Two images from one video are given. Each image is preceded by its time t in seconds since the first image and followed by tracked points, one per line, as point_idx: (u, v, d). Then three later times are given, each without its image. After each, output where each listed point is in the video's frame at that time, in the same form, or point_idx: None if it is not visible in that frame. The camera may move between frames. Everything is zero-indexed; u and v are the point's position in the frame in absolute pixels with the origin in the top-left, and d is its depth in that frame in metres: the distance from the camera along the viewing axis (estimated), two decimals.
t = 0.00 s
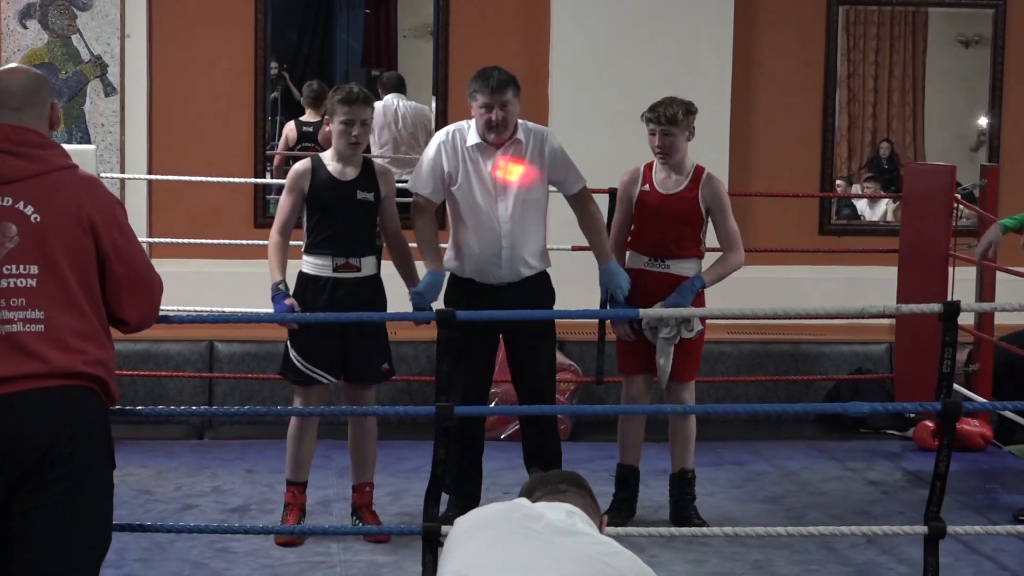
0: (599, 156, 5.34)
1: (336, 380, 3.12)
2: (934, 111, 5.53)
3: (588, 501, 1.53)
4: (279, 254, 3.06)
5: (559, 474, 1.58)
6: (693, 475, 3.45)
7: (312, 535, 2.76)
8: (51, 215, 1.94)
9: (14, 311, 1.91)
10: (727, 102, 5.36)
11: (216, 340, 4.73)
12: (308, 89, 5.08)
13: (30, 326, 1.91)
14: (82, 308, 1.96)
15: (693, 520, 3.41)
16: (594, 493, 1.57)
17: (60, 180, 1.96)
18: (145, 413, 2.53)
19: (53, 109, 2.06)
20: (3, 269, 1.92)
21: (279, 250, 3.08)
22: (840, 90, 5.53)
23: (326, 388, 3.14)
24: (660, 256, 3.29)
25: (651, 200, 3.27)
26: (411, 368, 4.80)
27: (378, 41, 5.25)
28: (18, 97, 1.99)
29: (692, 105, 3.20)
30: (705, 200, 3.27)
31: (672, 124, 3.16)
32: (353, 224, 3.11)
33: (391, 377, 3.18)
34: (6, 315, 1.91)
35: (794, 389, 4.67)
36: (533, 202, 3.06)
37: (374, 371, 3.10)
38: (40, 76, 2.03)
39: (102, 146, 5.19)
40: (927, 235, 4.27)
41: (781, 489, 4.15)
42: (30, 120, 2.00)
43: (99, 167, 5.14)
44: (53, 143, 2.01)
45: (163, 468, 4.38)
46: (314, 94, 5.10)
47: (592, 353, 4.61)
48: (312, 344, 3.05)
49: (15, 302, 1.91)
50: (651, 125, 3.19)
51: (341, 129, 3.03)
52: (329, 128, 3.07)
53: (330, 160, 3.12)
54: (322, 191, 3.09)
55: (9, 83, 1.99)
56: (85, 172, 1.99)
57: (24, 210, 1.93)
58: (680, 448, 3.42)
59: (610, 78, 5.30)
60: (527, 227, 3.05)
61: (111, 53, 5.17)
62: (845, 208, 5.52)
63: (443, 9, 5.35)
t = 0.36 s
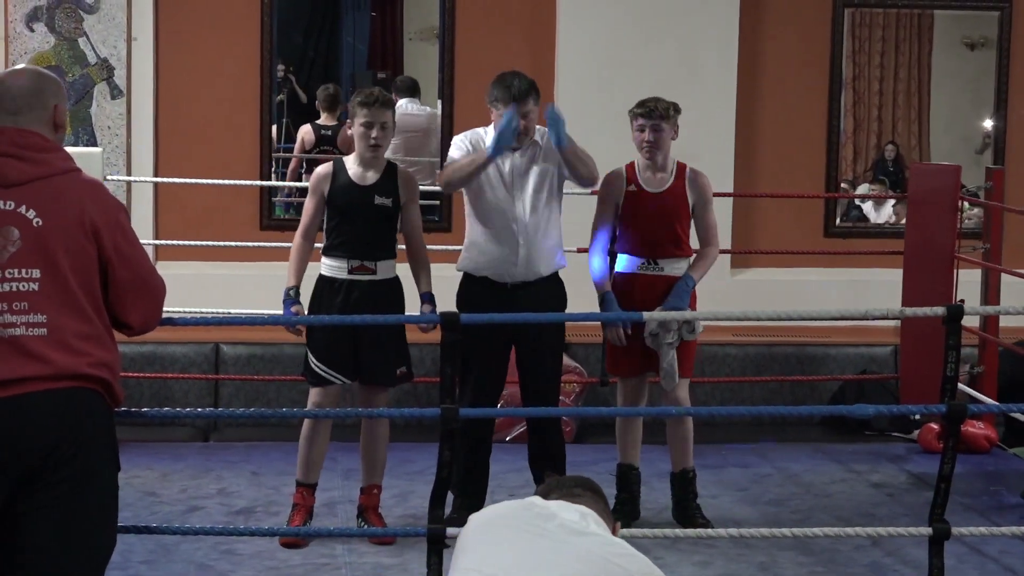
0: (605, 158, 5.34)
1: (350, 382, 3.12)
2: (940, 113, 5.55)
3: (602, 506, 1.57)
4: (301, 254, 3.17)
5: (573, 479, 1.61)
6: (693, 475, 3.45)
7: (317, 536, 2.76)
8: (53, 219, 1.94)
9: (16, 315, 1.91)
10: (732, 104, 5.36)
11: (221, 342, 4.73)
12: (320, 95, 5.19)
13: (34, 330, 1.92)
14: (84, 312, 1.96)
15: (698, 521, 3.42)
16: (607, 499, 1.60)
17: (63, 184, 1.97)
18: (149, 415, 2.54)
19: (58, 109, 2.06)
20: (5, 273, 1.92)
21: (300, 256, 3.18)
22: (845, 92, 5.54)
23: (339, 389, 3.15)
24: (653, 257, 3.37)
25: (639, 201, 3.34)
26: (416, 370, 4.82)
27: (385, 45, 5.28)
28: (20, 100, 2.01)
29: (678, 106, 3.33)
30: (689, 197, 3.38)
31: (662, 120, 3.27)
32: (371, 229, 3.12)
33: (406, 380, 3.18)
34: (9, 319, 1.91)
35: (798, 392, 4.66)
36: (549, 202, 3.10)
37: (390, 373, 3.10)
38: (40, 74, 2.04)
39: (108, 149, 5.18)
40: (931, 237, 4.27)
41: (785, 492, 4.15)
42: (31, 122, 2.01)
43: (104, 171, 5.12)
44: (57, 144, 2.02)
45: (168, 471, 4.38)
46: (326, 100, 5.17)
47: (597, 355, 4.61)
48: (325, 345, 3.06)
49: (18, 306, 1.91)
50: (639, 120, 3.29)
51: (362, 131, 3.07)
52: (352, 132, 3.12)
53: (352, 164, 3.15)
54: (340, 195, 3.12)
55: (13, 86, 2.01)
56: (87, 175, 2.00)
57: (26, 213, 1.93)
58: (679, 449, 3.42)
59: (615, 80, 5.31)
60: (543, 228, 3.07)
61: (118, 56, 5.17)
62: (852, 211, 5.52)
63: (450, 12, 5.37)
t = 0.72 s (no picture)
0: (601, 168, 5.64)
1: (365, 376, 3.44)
2: (908, 126, 5.96)
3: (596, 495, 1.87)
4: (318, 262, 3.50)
5: (575, 471, 1.91)
6: (669, 464, 3.82)
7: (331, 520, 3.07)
8: (78, 225, 2.04)
9: (46, 316, 2.04)
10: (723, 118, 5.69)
11: (239, 340, 5.07)
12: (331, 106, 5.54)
13: (62, 329, 2.04)
14: (109, 311, 2.08)
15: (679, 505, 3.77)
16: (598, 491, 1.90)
17: (88, 190, 2.07)
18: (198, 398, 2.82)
19: (92, 113, 2.18)
20: (36, 276, 2.04)
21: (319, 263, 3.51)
22: (821, 108, 5.92)
23: (355, 381, 3.47)
24: (647, 259, 3.65)
25: (635, 205, 3.62)
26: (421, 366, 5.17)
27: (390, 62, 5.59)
28: (54, 104, 2.14)
29: (671, 117, 3.61)
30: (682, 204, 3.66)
31: (657, 132, 3.55)
32: (378, 235, 3.43)
33: (415, 373, 3.50)
34: (40, 318, 2.04)
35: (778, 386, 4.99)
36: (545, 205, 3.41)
37: (398, 367, 3.42)
38: (76, 79, 2.17)
39: (134, 159, 5.58)
40: (901, 241, 4.60)
41: (763, 478, 4.48)
42: (65, 125, 2.14)
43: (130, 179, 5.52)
44: (86, 148, 2.13)
45: (190, 460, 4.71)
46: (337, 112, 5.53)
47: (590, 353, 4.95)
48: (340, 341, 3.38)
49: (47, 307, 2.04)
50: (637, 133, 3.58)
51: (372, 143, 3.35)
52: (359, 144, 3.40)
53: (359, 176, 3.45)
54: (350, 206, 3.42)
55: (47, 91, 2.14)
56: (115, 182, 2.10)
57: (55, 220, 2.04)
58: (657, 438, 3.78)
59: (603, 98, 5.61)
60: (539, 233, 3.39)
61: (142, 73, 5.54)
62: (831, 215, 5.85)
63: (453, 31, 5.71)
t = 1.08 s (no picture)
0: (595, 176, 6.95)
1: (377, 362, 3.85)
2: (869, 140, 7.36)
3: (586, 470, 2.10)
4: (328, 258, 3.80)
5: (570, 449, 2.13)
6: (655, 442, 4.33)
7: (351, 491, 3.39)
8: (125, 240, 2.19)
9: (97, 318, 2.21)
10: (688, 136, 7.01)
11: (270, 332, 5.71)
12: (348, 126, 6.74)
13: (112, 329, 2.21)
14: (157, 313, 2.26)
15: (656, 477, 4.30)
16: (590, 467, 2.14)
17: (137, 207, 2.21)
18: (235, 379, 3.01)
19: (147, 125, 2.29)
20: (86, 283, 2.20)
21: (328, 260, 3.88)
22: (789, 124, 7.27)
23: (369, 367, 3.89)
24: (635, 261, 4.04)
25: (625, 214, 4.02)
26: (433, 355, 5.81)
27: (406, 87, 6.95)
28: (112, 121, 2.26)
29: (660, 136, 3.94)
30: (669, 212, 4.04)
31: (647, 152, 3.89)
32: (389, 236, 3.82)
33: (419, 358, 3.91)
34: (90, 321, 2.21)
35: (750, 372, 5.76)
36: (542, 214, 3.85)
37: (407, 350, 3.83)
38: (133, 92, 2.29)
39: (177, 171, 6.80)
40: (861, 243, 5.15)
41: (738, 455, 4.96)
42: (121, 141, 2.27)
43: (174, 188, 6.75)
44: (137, 164, 2.26)
45: (226, 439, 5.25)
46: (352, 130, 6.74)
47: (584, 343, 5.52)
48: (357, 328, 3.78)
49: (98, 311, 2.21)
50: (629, 153, 3.92)
51: (381, 156, 3.70)
52: (370, 156, 3.75)
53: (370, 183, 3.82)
54: (363, 211, 3.80)
55: (109, 107, 2.26)
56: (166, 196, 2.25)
57: (102, 235, 2.19)
58: (644, 420, 4.29)
59: (597, 115, 6.91)
60: (537, 237, 3.84)
61: (183, 94, 6.76)
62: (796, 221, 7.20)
63: (460, 60, 6.99)
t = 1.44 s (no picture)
0: (593, 176, 7.00)
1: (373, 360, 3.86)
2: (865, 140, 7.40)
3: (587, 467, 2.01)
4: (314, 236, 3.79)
5: (572, 446, 2.04)
6: (652, 439, 4.35)
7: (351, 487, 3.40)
8: (122, 237, 2.20)
9: (97, 318, 2.23)
10: (685, 136, 7.06)
11: (271, 331, 5.78)
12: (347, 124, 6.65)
13: (112, 329, 2.23)
14: (156, 312, 2.26)
15: (654, 473, 4.33)
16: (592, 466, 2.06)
17: (133, 205, 2.22)
18: (238, 374, 3.00)
19: (147, 119, 2.31)
20: (86, 283, 2.22)
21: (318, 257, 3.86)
22: (786, 124, 7.32)
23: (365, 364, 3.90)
24: (630, 258, 4.08)
25: (618, 210, 4.06)
26: (433, 352, 5.85)
27: (407, 86, 6.99)
28: (111, 116, 2.28)
29: (648, 132, 4.00)
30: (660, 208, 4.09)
31: (636, 147, 3.94)
32: (383, 233, 3.82)
33: (416, 358, 3.90)
34: (90, 321, 2.23)
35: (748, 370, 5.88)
36: (541, 216, 3.85)
37: (404, 352, 3.83)
38: (129, 87, 2.29)
39: (179, 170, 6.86)
40: (859, 240, 5.18)
41: (736, 452, 4.99)
42: (119, 137, 2.28)
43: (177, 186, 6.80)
44: (134, 160, 2.26)
45: (227, 436, 5.29)
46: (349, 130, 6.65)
47: (582, 341, 5.60)
48: (352, 329, 3.78)
49: (98, 310, 2.22)
50: (618, 150, 3.97)
51: (373, 155, 3.70)
52: (363, 154, 3.75)
53: (364, 180, 3.83)
54: (357, 208, 3.81)
55: (107, 103, 2.28)
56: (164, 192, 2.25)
57: (100, 233, 2.20)
58: (642, 417, 4.32)
59: (596, 115, 6.97)
60: (537, 234, 3.83)
61: (186, 93, 6.81)
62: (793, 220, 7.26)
63: (460, 60, 7.04)
